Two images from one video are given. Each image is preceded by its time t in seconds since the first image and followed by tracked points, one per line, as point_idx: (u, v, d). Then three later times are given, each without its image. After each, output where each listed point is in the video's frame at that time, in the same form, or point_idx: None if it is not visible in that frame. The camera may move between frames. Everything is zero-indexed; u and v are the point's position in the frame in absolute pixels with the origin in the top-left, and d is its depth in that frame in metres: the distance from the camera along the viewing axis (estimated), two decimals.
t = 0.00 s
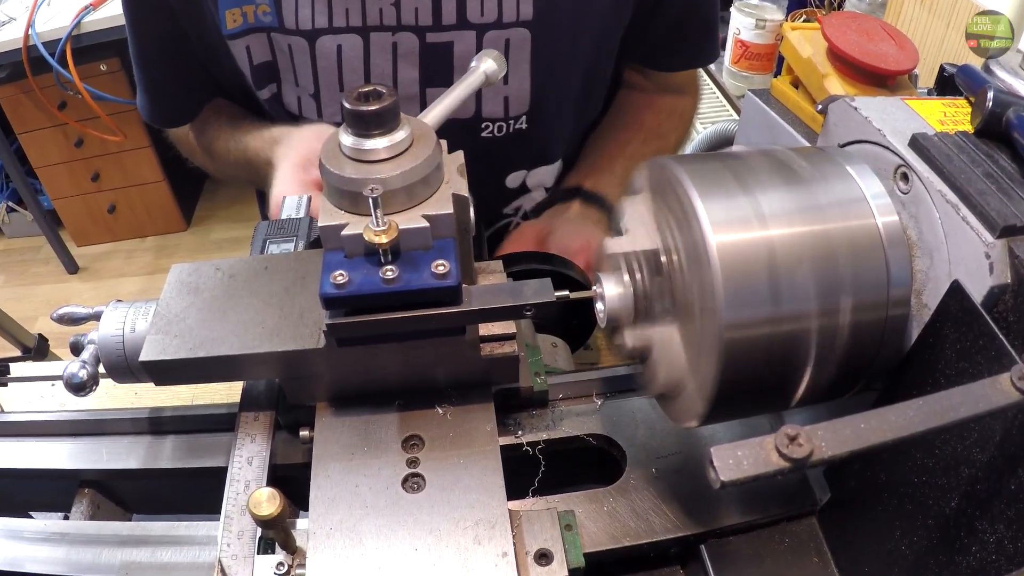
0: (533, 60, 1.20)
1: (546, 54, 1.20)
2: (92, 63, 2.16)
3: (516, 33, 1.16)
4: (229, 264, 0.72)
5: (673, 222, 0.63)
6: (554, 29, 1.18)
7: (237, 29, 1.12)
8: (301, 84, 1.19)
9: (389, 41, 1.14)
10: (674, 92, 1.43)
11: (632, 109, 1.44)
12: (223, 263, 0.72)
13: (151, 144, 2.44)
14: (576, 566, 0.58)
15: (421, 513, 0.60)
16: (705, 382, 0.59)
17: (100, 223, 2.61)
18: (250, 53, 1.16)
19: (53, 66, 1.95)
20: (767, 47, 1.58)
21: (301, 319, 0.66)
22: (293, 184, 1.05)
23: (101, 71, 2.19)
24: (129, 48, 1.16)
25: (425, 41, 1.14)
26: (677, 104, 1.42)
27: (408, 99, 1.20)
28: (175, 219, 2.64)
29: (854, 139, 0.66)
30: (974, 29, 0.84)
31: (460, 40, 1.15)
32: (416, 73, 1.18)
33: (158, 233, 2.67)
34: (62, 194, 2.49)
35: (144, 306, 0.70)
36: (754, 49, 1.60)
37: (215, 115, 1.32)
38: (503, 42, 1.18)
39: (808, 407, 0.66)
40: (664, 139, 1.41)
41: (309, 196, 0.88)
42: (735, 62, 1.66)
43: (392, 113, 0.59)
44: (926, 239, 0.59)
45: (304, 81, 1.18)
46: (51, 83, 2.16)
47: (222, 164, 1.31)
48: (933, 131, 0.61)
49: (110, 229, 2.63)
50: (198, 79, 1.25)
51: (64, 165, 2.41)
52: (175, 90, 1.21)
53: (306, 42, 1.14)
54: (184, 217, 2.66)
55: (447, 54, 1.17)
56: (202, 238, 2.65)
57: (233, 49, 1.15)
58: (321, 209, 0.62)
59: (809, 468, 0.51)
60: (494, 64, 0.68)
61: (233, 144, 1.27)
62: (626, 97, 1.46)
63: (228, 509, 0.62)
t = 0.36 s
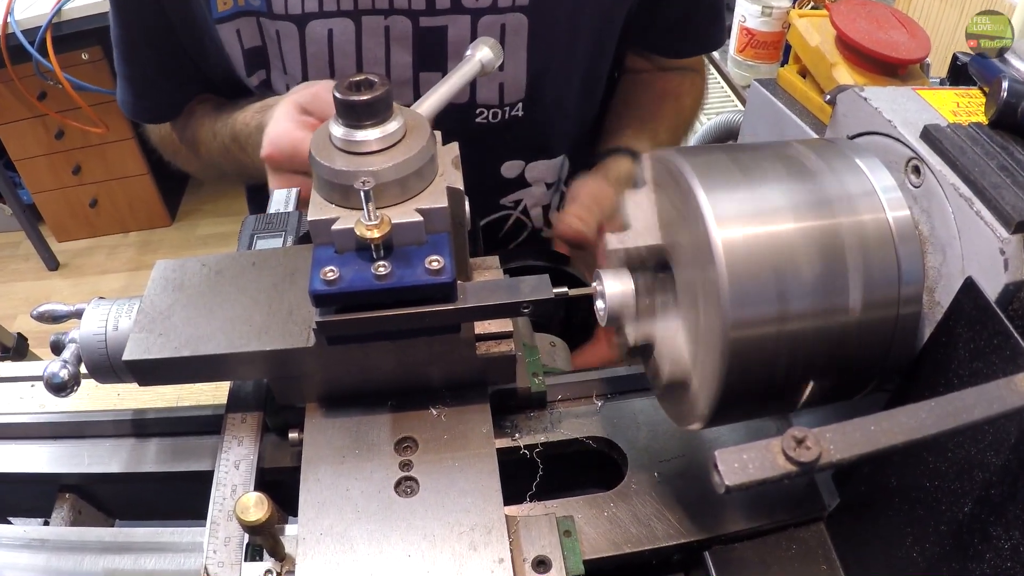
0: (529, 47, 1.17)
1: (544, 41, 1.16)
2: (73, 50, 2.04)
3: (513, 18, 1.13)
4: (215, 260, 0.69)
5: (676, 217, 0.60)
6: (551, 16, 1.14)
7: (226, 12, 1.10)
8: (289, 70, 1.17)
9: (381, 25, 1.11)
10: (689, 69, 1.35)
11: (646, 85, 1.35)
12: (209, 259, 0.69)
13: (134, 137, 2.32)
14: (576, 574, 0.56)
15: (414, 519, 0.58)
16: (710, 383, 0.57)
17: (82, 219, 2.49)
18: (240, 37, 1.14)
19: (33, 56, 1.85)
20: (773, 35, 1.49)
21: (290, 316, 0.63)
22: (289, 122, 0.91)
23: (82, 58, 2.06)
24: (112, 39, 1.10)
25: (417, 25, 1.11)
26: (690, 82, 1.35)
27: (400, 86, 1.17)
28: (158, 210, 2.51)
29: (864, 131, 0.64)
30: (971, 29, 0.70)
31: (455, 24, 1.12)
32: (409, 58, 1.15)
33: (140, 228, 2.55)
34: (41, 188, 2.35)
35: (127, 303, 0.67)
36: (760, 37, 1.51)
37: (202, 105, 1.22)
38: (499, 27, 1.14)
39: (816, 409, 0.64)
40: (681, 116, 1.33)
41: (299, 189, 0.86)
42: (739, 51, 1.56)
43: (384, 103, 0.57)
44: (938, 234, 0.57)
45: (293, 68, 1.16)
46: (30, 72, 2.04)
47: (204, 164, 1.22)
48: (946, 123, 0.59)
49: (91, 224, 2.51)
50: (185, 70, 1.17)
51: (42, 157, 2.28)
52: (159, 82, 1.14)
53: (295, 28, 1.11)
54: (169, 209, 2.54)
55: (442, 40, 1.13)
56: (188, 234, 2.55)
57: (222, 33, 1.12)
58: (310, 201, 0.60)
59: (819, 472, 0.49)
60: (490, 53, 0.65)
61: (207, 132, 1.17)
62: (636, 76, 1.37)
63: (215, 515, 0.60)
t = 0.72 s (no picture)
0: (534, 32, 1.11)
1: (546, 28, 1.12)
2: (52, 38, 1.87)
3: (515, 2, 1.07)
4: (201, 256, 0.67)
5: (679, 211, 0.58)
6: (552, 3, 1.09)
7: None
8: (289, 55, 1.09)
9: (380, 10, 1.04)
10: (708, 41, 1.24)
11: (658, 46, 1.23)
12: (195, 254, 0.67)
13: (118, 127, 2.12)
14: None
15: (407, 524, 0.56)
16: (714, 383, 0.55)
17: (62, 213, 2.29)
18: (235, 19, 1.04)
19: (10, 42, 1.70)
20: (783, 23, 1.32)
21: (278, 313, 0.61)
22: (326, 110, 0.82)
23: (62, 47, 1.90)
24: (89, 28, 1.06)
25: (418, 11, 1.05)
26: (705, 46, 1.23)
27: (399, 76, 1.11)
28: (141, 203, 2.30)
29: (874, 122, 0.61)
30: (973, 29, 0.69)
31: (457, 9, 1.05)
32: (409, 44, 1.08)
33: (123, 223, 2.34)
34: (21, 181, 2.18)
35: (110, 300, 0.65)
36: (768, 25, 1.33)
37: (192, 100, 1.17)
38: (502, 13, 1.08)
39: (825, 411, 0.62)
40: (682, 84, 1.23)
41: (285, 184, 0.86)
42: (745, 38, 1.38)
43: (375, 92, 0.54)
44: (952, 229, 0.54)
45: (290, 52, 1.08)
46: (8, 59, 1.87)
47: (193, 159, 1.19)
48: (960, 113, 0.57)
49: (71, 218, 2.30)
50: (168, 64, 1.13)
51: (22, 148, 2.10)
52: (137, 77, 1.08)
53: (288, 12, 1.03)
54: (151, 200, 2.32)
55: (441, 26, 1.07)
56: (173, 229, 2.34)
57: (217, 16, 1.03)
58: (299, 194, 0.57)
59: (827, 474, 0.47)
60: (486, 41, 0.63)
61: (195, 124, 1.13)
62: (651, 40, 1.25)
63: (200, 521, 0.58)
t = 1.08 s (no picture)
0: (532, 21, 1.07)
1: (546, 16, 1.07)
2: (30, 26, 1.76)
3: None
4: (185, 251, 0.64)
5: (683, 205, 0.56)
6: None
7: None
8: (273, 48, 1.07)
9: None
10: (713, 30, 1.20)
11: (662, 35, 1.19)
12: (179, 250, 0.64)
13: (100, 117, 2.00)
14: None
15: (399, 531, 0.54)
16: (718, 383, 0.53)
17: (41, 208, 2.15)
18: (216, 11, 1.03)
19: None
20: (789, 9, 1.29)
21: (265, 311, 0.59)
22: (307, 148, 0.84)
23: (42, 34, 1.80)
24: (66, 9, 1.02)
25: None
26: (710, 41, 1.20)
27: (392, 66, 1.06)
28: (122, 194, 2.17)
29: (884, 112, 0.59)
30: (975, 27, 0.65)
31: None
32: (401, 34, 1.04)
33: (105, 217, 2.21)
34: None
35: (90, 297, 0.63)
36: (773, 11, 1.30)
37: (178, 91, 1.14)
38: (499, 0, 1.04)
39: (833, 412, 0.60)
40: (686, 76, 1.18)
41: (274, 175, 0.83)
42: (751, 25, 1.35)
43: (366, 80, 0.52)
44: (966, 223, 0.52)
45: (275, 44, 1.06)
46: None
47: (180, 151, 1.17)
48: (975, 103, 0.54)
49: (52, 214, 2.17)
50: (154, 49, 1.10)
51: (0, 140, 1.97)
52: (124, 64, 1.05)
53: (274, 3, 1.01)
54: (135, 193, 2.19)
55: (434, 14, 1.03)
56: (156, 224, 2.20)
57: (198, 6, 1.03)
58: (287, 186, 0.55)
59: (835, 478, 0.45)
60: (481, 27, 0.61)
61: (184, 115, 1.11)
62: (652, 29, 1.21)
63: (184, 528, 0.55)
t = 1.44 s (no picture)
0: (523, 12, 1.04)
1: (539, 5, 1.04)
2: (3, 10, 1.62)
3: None
4: (167, 246, 0.61)
5: (686, 198, 0.53)
6: None
7: None
8: (251, 42, 1.03)
9: None
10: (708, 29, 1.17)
11: (654, 35, 1.17)
12: (162, 245, 0.62)
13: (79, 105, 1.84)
14: None
15: (391, 538, 0.52)
16: (724, 384, 0.51)
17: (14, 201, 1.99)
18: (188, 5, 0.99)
19: None
20: None
21: (251, 309, 0.56)
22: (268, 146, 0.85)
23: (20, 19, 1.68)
24: None
25: None
26: (702, 44, 1.16)
27: (375, 56, 1.02)
28: (101, 186, 2.00)
29: (897, 102, 0.57)
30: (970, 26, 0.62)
31: None
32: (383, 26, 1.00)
33: (84, 210, 2.04)
34: None
35: (68, 295, 0.60)
36: None
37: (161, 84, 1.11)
38: None
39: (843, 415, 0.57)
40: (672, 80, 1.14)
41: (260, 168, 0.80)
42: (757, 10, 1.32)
43: (356, 68, 0.49)
44: (982, 217, 0.50)
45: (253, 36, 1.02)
46: None
47: (167, 144, 1.13)
48: (991, 92, 0.52)
49: (25, 206, 1.99)
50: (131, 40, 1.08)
51: None
52: (96, 58, 1.04)
53: None
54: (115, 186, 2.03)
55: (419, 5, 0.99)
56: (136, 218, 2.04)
57: None
58: (274, 179, 0.52)
59: (845, 484, 0.43)
60: (476, 14, 0.58)
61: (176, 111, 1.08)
62: (646, 28, 1.19)
63: (166, 535, 0.53)
